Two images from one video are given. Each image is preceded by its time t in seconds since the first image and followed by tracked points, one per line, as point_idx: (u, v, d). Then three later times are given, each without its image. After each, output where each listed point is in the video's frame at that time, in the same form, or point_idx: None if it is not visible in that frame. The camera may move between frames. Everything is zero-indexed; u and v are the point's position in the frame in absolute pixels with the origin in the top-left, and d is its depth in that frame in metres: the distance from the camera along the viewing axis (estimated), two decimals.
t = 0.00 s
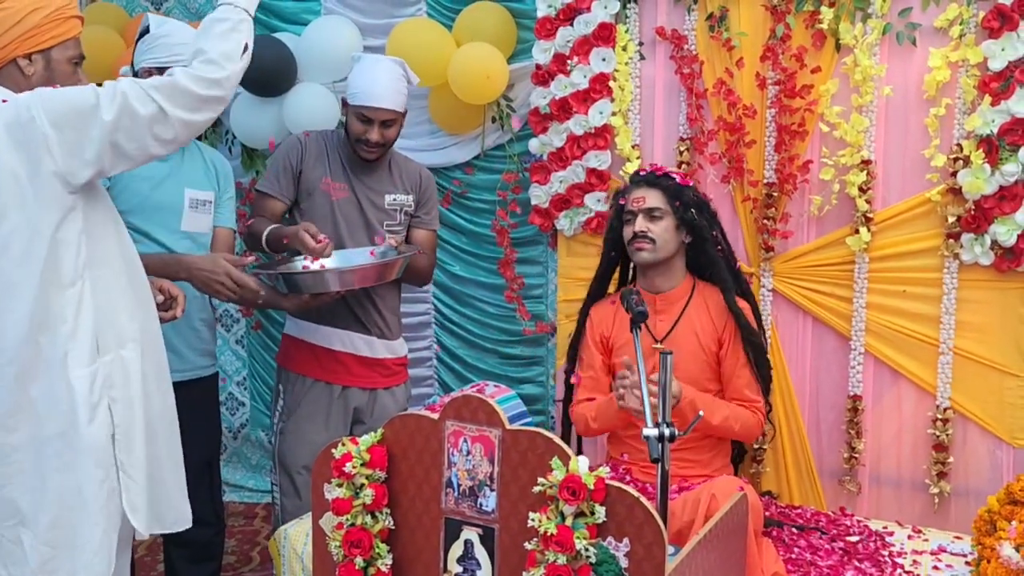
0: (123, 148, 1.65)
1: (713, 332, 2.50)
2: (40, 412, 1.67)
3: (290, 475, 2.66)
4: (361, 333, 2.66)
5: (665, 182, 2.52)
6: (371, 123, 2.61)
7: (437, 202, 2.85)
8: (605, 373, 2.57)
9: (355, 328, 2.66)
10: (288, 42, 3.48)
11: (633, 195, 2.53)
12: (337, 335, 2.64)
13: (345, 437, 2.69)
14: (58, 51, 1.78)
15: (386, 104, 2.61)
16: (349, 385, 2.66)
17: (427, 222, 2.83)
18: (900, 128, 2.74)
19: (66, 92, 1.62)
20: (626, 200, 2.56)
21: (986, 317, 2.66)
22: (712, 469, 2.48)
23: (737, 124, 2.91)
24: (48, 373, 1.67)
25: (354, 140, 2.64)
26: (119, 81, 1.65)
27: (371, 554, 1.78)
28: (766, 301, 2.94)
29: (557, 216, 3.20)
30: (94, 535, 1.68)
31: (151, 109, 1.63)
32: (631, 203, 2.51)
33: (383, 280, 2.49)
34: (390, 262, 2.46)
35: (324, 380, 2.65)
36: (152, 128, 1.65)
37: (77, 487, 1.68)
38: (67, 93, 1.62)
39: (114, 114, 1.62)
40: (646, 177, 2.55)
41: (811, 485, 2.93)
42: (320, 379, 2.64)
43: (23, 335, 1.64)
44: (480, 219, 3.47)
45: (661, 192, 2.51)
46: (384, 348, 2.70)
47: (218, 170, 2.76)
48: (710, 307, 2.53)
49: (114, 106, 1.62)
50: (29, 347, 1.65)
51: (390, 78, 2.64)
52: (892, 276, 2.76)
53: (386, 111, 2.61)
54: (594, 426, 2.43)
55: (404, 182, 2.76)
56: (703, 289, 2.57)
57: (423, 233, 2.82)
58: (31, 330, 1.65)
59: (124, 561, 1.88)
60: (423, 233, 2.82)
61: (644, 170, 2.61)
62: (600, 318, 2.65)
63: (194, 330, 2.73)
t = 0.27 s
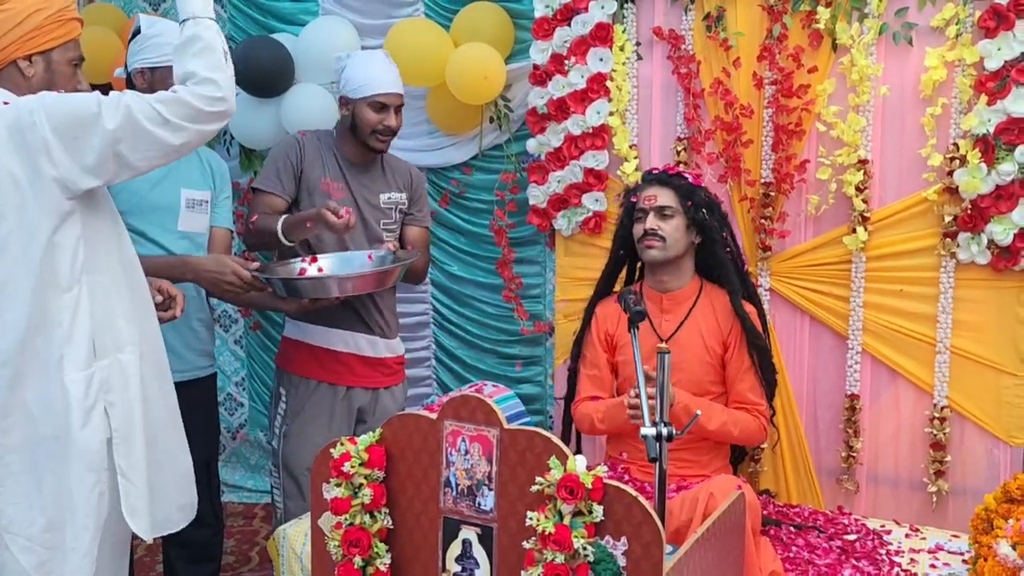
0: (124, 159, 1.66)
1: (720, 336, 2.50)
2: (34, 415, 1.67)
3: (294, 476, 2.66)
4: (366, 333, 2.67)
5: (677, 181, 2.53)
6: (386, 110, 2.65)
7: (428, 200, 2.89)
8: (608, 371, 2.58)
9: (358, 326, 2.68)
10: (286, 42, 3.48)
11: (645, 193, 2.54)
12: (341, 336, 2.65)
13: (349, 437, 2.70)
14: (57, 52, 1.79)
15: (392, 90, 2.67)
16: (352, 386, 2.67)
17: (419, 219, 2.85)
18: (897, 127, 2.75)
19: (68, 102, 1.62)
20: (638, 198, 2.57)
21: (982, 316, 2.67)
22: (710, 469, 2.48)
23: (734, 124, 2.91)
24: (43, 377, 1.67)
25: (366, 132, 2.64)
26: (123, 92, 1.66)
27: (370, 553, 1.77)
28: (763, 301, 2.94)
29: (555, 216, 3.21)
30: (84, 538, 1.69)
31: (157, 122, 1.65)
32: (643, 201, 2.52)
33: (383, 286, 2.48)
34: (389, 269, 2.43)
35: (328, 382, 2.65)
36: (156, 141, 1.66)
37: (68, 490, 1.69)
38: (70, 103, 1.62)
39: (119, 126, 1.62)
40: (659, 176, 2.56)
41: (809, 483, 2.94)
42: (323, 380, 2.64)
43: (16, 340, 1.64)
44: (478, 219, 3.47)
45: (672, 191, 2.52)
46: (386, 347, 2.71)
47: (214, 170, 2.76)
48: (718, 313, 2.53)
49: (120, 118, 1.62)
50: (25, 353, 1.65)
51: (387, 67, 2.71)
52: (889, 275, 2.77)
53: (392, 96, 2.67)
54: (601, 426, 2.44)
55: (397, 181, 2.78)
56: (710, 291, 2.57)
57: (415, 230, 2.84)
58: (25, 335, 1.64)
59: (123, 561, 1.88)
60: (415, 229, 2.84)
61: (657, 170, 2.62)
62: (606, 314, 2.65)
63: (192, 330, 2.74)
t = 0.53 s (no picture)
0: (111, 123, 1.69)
1: (720, 338, 2.51)
2: (37, 399, 1.69)
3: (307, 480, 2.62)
4: (377, 334, 2.66)
5: (684, 182, 2.55)
6: (388, 102, 2.66)
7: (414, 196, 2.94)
8: (608, 370, 2.58)
9: (368, 327, 2.66)
10: (283, 43, 3.49)
11: (651, 191, 2.56)
12: (354, 338, 2.62)
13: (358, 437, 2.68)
14: (52, 52, 1.79)
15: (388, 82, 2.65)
16: (363, 386, 2.64)
17: (411, 214, 2.90)
18: (892, 127, 2.75)
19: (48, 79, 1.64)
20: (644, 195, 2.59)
21: (978, 315, 2.68)
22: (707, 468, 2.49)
23: (731, 123, 2.92)
24: (43, 360, 1.68)
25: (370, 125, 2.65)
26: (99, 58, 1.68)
27: (367, 552, 1.77)
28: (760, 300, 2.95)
29: (552, 216, 3.22)
30: (88, 522, 1.67)
31: (137, 78, 1.67)
32: (649, 198, 2.54)
33: (379, 289, 2.49)
34: (386, 271, 2.46)
35: (340, 384, 2.62)
36: (140, 95, 1.69)
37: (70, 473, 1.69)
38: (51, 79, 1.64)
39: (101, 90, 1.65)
40: (665, 175, 2.58)
41: (805, 481, 2.95)
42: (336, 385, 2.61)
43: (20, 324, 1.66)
44: (475, 219, 3.48)
45: (678, 191, 2.54)
46: (392, 345, 2.71)
47: (210, 170, 2.77)
48: (718, 314, 2.53)
49: (99, 80, 1.65)
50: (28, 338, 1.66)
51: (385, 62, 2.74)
52: (885, 273, 2.78)
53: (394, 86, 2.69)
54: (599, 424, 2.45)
55: (388, 179, 2.80)
56: (712, 292, 2.58)
57: (408, 225, 2.88)
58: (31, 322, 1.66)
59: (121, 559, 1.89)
60: (408, 224, 2.88)
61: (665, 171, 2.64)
62: (606, 314, 2.66)
63: (190, 330, 2.75)
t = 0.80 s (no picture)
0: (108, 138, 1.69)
1: (714, 338, 2.51)
2: (34, 411, 1.69)
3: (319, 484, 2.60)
4: (385, 335, 2.67)
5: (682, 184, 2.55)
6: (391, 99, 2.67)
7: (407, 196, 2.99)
8: (605, 371, 2.59)
9: (378, 327, 2.66)
10: (279, 45, 3.50)
11: (648, 193, 2.56)
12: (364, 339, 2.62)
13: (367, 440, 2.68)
14: (49, 56, 1.79)
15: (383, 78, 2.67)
16: (373, 388, 2.64)
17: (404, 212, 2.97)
18: (887, 129, 2.77)
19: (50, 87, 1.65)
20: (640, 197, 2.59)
21: (973, 316, 2.69)
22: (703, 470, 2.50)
23: (726, 125, 2.93)
24: (39, 370, 1.68)
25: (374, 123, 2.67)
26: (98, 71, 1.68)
27: (365, 553, 1.74)
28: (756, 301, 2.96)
29: (549, 218, 3.23)
30: (96, 528, 1.69)
31: (135, 94, 1.67)
32: (645, 200, 2.55)
33: (378, 291, 2.48)
34: (385, 273, 2.44)
35: (351, 386, 2.62)
36: (138, 114, 1.69)
37: (73, 485, 1.69)
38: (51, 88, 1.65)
39: (97, 103, 1.65)
40: (662, 177, 2.57)
41: (801, 482, 2.96)
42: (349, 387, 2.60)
43: (17, 335, 1.65)
44: (471, 221, 3.49)
45: (676, 193, 2.54)
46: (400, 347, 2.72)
47: (207, 172, 2.76)
48: (713, 313, 2.53)
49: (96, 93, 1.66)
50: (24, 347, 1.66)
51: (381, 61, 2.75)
52: (881, 274, 2.79)
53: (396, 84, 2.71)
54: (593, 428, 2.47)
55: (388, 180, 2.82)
56: (708, 294, 2.57)
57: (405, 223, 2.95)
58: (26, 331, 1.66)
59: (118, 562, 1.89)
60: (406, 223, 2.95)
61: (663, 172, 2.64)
62: (603, 315, 2.66)
63: (187, 332, 2.76)
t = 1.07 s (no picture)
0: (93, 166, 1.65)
1: (703, 337, 2.53)
2: (12, 426, 1.70)
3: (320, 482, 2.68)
4: (386, 337, 2.72)
5: (672, 186, 2.57)
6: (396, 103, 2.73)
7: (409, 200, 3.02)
8: (597, 375, 2.60)
9: (380, 328, 2.72)
10: (275, 49, 3.51)
11: (637, 196, 2.57)
12: (366, 341, 2.68)
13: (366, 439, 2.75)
14: (46, 61, 1.79)
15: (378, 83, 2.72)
16: (373, 388, 2.71)
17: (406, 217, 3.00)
18: (880, 133, 2.78)
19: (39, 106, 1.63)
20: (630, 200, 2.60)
21: (965, 318, 2.71)
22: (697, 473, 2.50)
23: (720, 129, 2.94)
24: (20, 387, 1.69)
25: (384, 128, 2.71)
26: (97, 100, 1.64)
27: (360, 555, 1.74)
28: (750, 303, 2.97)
29: (544, 221, 3.24)
30: (70, 545, 1.69)
31: (126, 133, 1.61)
32: (635, 204, 2.55)
33: (378, 293, 2.50)
34: (384, 277, 2.46)
35: (352, 387, 2.68)
36: (125, 152, 1.63)
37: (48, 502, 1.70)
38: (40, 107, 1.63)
39: (84, 131, 1.61)
40: (652, 180, 2.59)
41: (795, 484, 2.96)
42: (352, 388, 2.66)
43: None
44: (466, 224, 3.50)
45: (666, 195, 2.56)
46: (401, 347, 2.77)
47: (202, 175, 2.77)
48: (704, 314, 2.56)
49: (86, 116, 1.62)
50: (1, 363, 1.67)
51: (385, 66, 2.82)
52: (874, 277, 2.80)
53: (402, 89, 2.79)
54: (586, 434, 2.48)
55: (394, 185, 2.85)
56: (699, 296, 2.59)
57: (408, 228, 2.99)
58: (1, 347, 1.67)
59: (108, 567, 1.88)
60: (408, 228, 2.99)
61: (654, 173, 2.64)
62: (595, 318, 2.67)
63: (182, 336, 2.76)
